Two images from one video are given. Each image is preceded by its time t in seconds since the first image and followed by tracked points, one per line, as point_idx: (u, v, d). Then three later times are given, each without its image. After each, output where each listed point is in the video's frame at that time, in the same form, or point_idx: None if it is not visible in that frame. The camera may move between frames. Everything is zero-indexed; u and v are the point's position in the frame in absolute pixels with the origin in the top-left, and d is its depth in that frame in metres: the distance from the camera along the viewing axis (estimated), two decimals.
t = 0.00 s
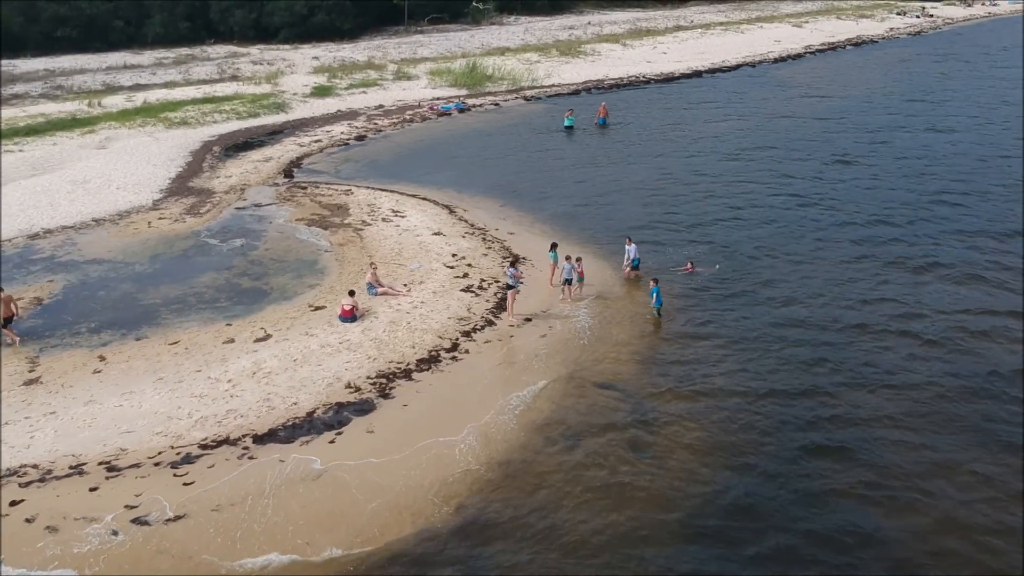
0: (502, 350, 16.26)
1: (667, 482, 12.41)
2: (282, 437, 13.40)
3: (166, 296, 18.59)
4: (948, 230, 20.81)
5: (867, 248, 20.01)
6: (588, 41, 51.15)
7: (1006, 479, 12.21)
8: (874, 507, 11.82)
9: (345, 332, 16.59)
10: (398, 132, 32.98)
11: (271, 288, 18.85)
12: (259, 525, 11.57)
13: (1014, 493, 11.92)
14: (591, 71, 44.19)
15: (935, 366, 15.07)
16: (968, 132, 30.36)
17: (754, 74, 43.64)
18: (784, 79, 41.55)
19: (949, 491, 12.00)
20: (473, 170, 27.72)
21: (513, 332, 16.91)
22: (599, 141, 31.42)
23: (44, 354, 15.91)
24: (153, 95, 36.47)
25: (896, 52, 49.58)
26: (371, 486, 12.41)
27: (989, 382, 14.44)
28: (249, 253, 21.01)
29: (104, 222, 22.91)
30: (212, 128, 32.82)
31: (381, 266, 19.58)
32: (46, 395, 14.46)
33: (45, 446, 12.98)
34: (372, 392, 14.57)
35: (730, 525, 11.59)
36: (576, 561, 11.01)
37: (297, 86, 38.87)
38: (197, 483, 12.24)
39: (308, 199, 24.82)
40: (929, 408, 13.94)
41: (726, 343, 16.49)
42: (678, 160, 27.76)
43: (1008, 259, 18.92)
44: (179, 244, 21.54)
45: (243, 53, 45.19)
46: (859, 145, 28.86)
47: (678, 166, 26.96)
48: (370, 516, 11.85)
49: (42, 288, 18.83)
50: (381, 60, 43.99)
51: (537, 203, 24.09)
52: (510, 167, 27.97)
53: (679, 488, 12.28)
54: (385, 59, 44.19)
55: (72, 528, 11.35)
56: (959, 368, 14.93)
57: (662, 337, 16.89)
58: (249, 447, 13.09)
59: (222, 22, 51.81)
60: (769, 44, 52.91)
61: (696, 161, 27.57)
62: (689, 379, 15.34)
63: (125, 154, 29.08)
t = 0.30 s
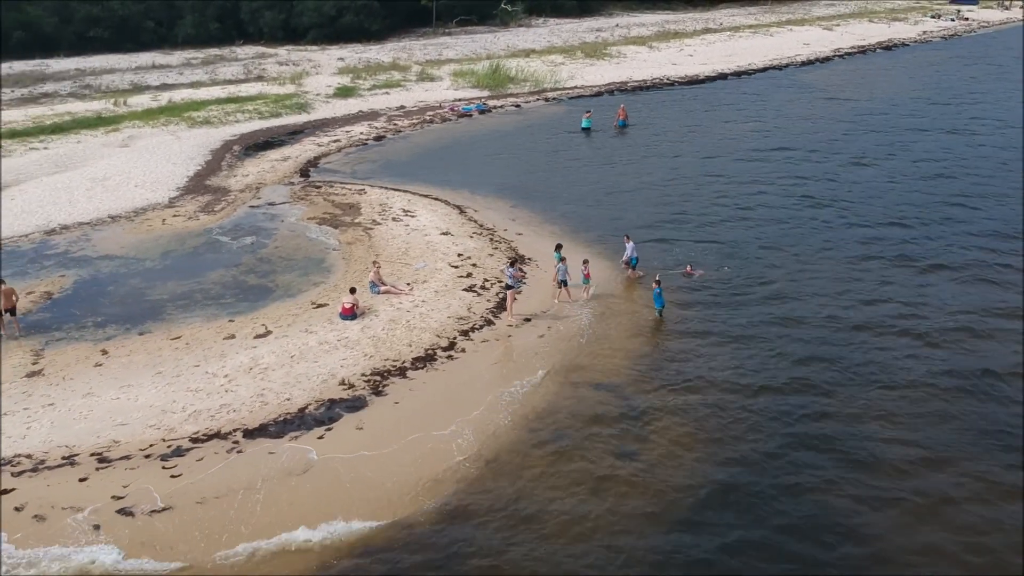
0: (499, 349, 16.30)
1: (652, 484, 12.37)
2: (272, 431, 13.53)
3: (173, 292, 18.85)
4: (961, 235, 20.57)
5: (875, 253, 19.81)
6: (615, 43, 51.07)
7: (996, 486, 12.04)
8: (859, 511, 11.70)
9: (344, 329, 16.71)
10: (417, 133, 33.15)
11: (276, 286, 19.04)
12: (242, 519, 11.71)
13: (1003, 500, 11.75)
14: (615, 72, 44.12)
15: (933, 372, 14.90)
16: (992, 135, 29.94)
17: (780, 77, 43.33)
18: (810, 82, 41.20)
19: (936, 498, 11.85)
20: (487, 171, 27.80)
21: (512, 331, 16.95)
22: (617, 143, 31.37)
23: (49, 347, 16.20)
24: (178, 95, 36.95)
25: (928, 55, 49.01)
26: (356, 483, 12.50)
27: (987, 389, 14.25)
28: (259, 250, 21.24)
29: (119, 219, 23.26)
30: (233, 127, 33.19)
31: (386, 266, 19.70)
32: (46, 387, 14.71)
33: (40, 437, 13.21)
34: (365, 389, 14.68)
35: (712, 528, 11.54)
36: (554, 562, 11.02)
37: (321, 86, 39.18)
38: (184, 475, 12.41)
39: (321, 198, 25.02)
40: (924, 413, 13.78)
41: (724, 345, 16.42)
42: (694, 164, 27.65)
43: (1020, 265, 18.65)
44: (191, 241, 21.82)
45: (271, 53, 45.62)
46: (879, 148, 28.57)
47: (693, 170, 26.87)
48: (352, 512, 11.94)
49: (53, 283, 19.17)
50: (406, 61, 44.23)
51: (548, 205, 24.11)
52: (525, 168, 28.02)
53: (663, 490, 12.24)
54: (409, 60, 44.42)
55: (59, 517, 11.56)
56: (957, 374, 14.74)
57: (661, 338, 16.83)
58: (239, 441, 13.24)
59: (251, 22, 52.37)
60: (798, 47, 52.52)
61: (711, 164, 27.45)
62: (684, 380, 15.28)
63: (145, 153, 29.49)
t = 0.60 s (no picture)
0: (501, 347, 16.38)
1: (641, 486, 12.37)
2: (268, 424, 13.71)
3: (187, 287, 19.15)
4: (979, 242, 20.29)
5: (889, 261, 19.60)
6: (647, 45, 50.90)
7: (991, 493, 11.87)
8: (849, 516, 11.60)
9: (349, 326, 16.87)
10: (442, 133, 33.32)
11: (287, 282, 19.27)
12: (232, 509, 11.88)
13: (997, 507, 11.58)
14: (645, 74, 43.99)
15: (937, 378, 14.71)
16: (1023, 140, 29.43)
17: (813, 80, 42.91)
18: (842, 85, 40.77)
19: (928, 504, 11.71)
20: (508, 171, 27.89)
21: (516, 330, 17.01)
22: (641, 145, 31.29)
23: (60, 338, 16.54)
24: (209, 94, 37.46)
25: (966, 58, 48.25)
26: (346, 477, 12.64)
27: (991, 398, 14.05)
28: (274, 246, 21.50)
29: (141, 215, 23.66)
30: (261, 126, 33.59)
31: (397, 264, 19.85)
32: (53, 377, 15.01)
33: (43, 426, 13.51)
34: (363, 385, 14.82)
35: (698, 530, 11.50)
36: (534, 560, 11.05)
37: (350, 86, 39.49)
38: (178, 465, 12.62)
39: (340, 196, 25.24)
40: (925, 419, 13.62)
41: (728, 347, 16.30)
42: (715, 168, 27.52)
43: None
44: (209, 237, 22.14)
45: (304, 53, 46.06)
46: (905, 153, 28.22)
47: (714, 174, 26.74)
48: (339, 504, 12.08)
49: (71, 276, 19.57)
50: (436, 62, 44.44)
51: (564, 206, 24.13)
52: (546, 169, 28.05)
53: (652, 492, 12.21)
54: (440, 61, 44.62)
55: (53, 503, 11.82)
56: (962, 381, 14.55)
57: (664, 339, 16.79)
58: (235, 433, 13.43)
59: (287, 23, 52.96)
60: (833, 50, 52.00)
61: (733, 168, 27.30)
62: (684, 381, 15.23)
63: (173, 151, 29.94)
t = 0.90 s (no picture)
0: (505, 345, 16.46)
1: (631, 488, 12.37)
2: (267, 417, 13.90)
3: (203, 282, 19.47)
4: (1001, 250, 19.96)
5: (907, 266, 19.34)
6: (683, 47, 50.65)
7: (987, 502, 11.68)
8: (839, 524, 11.49)
9: (357, 322, 17.04)
10: (470, 133, 33.45)
11: (301, 278, 19.51)
12: (224, 500, 12.10)
13: (991, 517, 11.40)
14: (679, 76, 43.79)
15: (943, 385, 14.50)
16: None
17: (850, 83, 42.40)
18: (879, 89, 40.21)
19: (921, 513, 11.56)
20: (531, 172, 27.93)
21: (521, 329, 17.07)
22: (668, 148, 31.16)
23: (75, 330, 16.91)
24: (244, 93, 37.97)
25: (1010, 62, 47.32)
26: (339, 471, 12.80)
27: (996, 406, 13.82)
28: (293, 243, 21.78)
29: (166, 211, 24.09)
30: (292, 125, 34.00)
31: (410, 262, 20.01)
32: (64, 367, 15.36)
33: (49, 414, 13.84)
34: (364, 380, 14.97)
35: (685, 534, 11.47)
36: (517, 562, 11.11)
37: (383, 86, 39.77)
38: (175, 455, 12.86)
39: (362, 194, 25.46)
40: (926, 425, 13.43)
41: (733, 350, 16.21)
42: (739, 171, 27.32)
43: None
44: (229, 233, 22.48)
45: (342, 54, 46.48)
46: (935, 158, 27.80)
47: (737, 177, 26.56)
48: (329, 498, 12.25)
49: (92, 270, 19.99)
50: (470, 62, 44.63)
51: (584, 207, 24.13)
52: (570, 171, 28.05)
53: (641, 494, 12.20)
54: (474, 62, 44.79)
55: (51, 490, 12.13)
56: (968, 388, 14.32)
57: (670, 341, 16.75)
58: (234, 425, 13.64)
59: (326, 24, 53.53)
60: (873, 53, 51.33)
61: (758, 171, 27.09)
62: (685, 384, 15.18)
63: (204, 149, 30.42)
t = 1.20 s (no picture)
0: (508, 345, 16.52)
1: (619, 493, 12.35)
2: (265, 411, 14.10)
3: (218, 278, 19.78)
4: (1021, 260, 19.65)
5: (922, 275, 19.10)
6: (720, 49, 50.34)
7: (978, 518, 11.49)
8: (825, 535, 11.38)
9: (363, 320, 17.20)
10: (496, 134, 33.56)
11: (313, 276, 19.75)
12: (215, 491, 12.31)
13: (981, 534, 11.23)
14: (712, 78, 43.54)
15: (946, 398, 14.30)
16: None
17: (886, 86, 41.83)
18: (915, 92, 39.64)
19: (910, 527, 11.42)
20: (554, 174, 27.98)
21: (526, 329, 17.13)
22: (694, 151, 31.02)
23: (89, 322, 17.27)
24: (277, 93, 38.40)
25: None
26: (330, 465, 12.96)
27: (998, 418, 13.60)
28: (310, 241, 22.04)
29: (190, 208, 24.47)
30: (322, 124, 34.36)
31: (422, 261, 20.17)
32: (74, 358, 15.71)
33: (54, 403, 14.16)
34: (364, 377, 15.13)
35: (668, 542, 11.44)
36: (497, 565, 11.17)
37: (414, 87, 40.01)
38: (171, 446, 13.10)
39: (383, 194, 25.67)
40: (924, 435, 13.29)
41: (737, 356, 16.13)
42: (763, 176, 27.13)
43: None
44: (249, 230, 22.80)
45: (377, 55, 46.81)
46: (965, 163, 27.36)
47: (760, 184, 26.40)
48: (318, 491, 12.42)
49: (112, 265, 20.39)
50: (503, 64, 44.76)
51: (602, 211, 24.13)
52: (592, 173, 28.05)
53: (629, 500, 12.18)
54: (507, 64, 44.88)
55: (49, 477, 12.42)
56: (971, 402, 14.12)
57: (674, 344, 16.70)
58: (231, 417, 13.85)
59: (363, 25, 53.93)
60: (914, 57, 50.59)
61: (781, 176, 26.91)
62: (685, 389, 15.11)
63: (232, 148, 30.85)
